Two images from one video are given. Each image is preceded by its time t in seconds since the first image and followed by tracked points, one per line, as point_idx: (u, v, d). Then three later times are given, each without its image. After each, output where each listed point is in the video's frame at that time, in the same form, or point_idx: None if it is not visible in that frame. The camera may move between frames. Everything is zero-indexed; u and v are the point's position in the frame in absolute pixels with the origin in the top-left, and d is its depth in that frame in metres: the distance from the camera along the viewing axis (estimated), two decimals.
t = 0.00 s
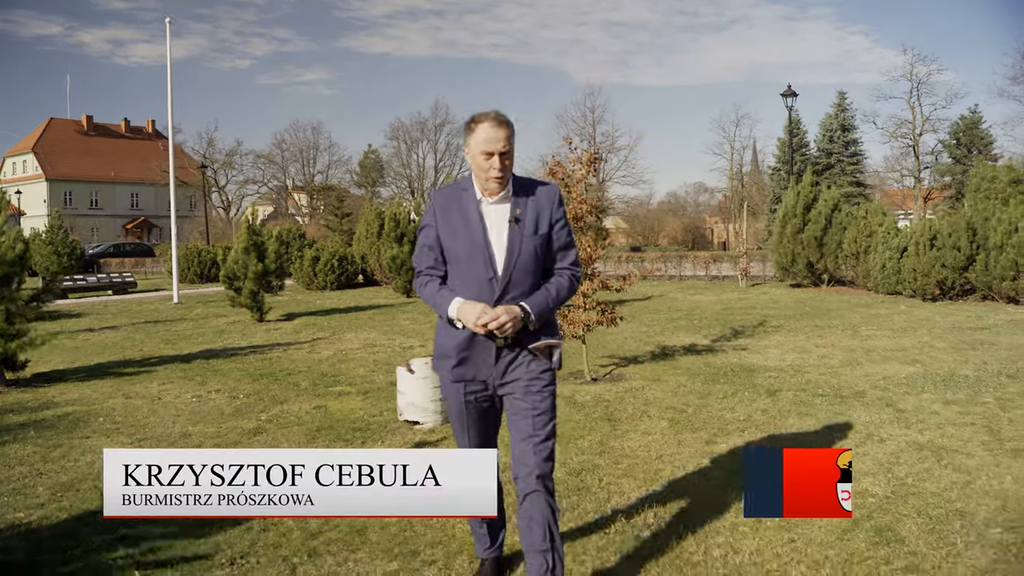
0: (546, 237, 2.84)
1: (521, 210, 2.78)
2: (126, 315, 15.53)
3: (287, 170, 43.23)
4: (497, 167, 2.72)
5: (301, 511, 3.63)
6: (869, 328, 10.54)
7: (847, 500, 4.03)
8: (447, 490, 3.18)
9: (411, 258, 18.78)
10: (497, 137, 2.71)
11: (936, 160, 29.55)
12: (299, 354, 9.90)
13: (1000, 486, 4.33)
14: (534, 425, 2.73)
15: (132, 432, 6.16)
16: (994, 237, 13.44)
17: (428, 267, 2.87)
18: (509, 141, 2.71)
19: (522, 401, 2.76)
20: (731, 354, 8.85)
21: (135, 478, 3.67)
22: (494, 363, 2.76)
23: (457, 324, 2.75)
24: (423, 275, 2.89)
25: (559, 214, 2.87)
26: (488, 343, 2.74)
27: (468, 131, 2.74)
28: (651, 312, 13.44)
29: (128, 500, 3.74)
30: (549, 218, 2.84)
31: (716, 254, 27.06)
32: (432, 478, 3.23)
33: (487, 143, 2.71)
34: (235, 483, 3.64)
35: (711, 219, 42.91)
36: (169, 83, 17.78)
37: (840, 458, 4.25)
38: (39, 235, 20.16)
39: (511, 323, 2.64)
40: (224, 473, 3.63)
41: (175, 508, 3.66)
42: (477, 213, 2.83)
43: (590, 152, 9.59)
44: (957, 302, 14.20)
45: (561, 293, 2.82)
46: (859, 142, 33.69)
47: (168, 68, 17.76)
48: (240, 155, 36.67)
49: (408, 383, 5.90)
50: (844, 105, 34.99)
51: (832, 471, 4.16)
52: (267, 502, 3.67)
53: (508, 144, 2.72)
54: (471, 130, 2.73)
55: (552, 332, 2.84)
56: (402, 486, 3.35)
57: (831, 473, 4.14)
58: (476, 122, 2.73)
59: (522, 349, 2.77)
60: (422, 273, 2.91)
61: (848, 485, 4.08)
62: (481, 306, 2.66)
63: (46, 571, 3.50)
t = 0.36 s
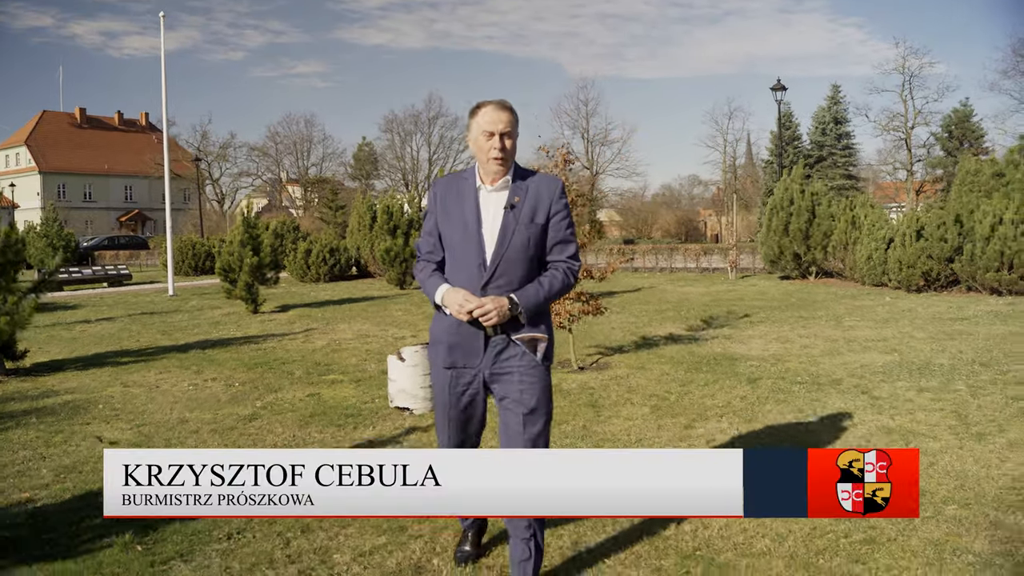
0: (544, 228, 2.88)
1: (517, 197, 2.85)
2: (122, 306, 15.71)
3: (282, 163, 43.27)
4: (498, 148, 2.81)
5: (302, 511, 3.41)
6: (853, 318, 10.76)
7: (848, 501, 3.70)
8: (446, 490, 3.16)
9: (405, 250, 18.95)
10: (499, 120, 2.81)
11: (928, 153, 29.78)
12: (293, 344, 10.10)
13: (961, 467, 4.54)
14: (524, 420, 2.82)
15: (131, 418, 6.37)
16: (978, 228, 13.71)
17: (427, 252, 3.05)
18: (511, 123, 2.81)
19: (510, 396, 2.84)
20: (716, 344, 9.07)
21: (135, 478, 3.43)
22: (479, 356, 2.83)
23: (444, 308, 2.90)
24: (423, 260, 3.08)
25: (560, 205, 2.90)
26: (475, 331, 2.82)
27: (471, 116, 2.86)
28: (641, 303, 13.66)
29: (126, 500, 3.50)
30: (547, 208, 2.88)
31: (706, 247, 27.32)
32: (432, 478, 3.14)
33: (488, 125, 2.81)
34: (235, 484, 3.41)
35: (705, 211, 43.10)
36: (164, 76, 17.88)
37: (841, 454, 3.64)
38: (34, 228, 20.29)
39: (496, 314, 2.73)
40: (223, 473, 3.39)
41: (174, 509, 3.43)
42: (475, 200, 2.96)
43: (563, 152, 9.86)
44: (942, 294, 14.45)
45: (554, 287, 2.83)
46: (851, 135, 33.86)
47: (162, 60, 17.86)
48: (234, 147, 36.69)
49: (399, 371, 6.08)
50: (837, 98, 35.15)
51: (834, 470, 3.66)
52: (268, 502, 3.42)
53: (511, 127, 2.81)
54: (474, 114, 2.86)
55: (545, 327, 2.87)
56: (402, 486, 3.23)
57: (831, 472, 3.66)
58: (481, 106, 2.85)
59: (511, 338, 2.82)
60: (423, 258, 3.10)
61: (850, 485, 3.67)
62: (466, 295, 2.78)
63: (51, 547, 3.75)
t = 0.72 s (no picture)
0: (547, 221, 3.03)
1: (521, 192, 2.97)
2: (127, 297, 15.95)
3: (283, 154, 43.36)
4: (495, 144, 2.92)
5: (301, 511, 3.57)
6: (844, 309, 10.97)
7: (848, 500, 3.72)
8: (446, 490, 3.22)
9: (406, 242, 19.14)
10: (492, 115, 2.91)
11: (927, 146, 29.94)
12: (295, 333, 10.33)
13: (934, 449, 4.77)
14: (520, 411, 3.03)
15: (140, 403, 6.62)
16: (968, 221, 14.06)
17: (429, 247, 3.13)
18: (505, 118, 2.90)
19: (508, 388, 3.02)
20: (709, 334, 9.29)
21: (136, 478, 3.60)
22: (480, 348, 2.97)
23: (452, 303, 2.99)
24: (425, 255, 3.15)
25: (560, 199, 3.05)
26: (480, 323, 2.96)
27: (464, 114, 2.96)
28: (638, 294, 13.87)
29: (127, 500, 3.66)
30: (549, 202, 3.03)
31: (705, 238, 27.53)
32: (433, 478, 3.22)
33: (482, 121, 2.91)
34: (235, 484, 3.56)
35: (705, 203, 43.18)
36: (166, 67, 18.01)
37: (841, 453, 3.69)
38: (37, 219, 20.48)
39: (508, 306, 2.83)
40: (223, 473, 3.56)
41: (174, 508, 3.60)
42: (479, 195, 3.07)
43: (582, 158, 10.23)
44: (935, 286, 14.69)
45: (560, 278, 2.98)
46: (852, 127, 33.90)
47: (166, 52, 18.01)
48: (235, 139, 36.79)
49: (398, 359, 6.33)
50: (837, 91, 35.18)
51: (834, 469, 3.71)
52: (268, 502, 3.59)
53: (505, 120, 2.90)
54: (469, 112, 2.96)
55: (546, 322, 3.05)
56: (402, 486, 3.36)
57: (831, 472, 3.71)
58: (473, 105, 2.95)
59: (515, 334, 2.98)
60: (424, 254, 3.17)
61: (851, 485, 3.70)
62: (476, 290, 2.87)
63: (70, 523, 4.00)
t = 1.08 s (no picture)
0: (522, 220, 3.09)
1: (499, 192, 3.01)
2: (131, 289, 16.23)
3: (284, 148, 43.53)
4: (469, 145, 2.91)
5: (301, 512, 3.15)
6: (835, 301, 11.21)
7: (847, 500, 3.35)
8: (446, 490, 3.00)
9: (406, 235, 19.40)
10: (467, 115, 2.89)
11: (923, 141, 30.21)
12: (297, 324, 10.58)
13: (907, 433, 5.00)
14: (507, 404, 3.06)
15: (148, 389, 6.88)
16: (951, 218, 14.49)
17: (406, 250, 3.03)
18: (479, 119, 2.88)
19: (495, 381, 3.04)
20: (700, 325, 9.53)
21: (135, 479, 3.16)
22: (466, 346, 2.95)
23: (437, 305, 2.93)
24: (400, 258, 3.05)
25: (535, 197, 3.12)
26: (467, 323, 2.93)
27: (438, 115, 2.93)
28: (633, 286, 14.12)
29: (126, 501, 3.21)
30: (524, 200, 3.09)
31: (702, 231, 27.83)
32: (433, 477, 2.98)
33: (456, 123, 2.89)
34: (235, 484, 3.12)
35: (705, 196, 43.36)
36: (169, 62, 18.23)
37: (841, 453, 3.24)
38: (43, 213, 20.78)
39: (496, 305, 2.85)
40: (223, 473, 3.11)
41: (173, 510, 3.15)
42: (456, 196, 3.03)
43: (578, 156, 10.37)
44: (924, 279, 14.99)
45: (538, 275, 3.07)
46: (850, 121, 34.04)
47: (168, 47, 18.25)
48: (237, 132, 36.96)
49: (397, 346, 6.53)
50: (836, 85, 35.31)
51: (834, 469, 3.33)
52: (268, 503, 3.15)
53: (479, 122, 2.89)
54: (443, 113, 2.94)
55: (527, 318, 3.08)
56: (403, 486, 3.02)
57: (831, 472, 3.32)
58: (446, 106, 2.92)
59: (498, 332, 3.01)
60: (398, 257, 3.07)
61: (851, 485, 3.32)
62: (463, 291, 2.85)
63: (85, 501, 4.23)
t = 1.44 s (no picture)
0: (477, 206, 3.23)
1: (455, 180, 3.15)
2: (135, 282, 16.45)
3: (285, 142, 43.65)
4: (425, 135, 3.02)
5: (301, 512, 3.28)
6: (826, 295, 11.42)
7: (847, 500, 3.45)
8: (446, 490, 3.17)
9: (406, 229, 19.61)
10: (423, 106, 3.01)
11: (922, 136, 30.42)
12: (299, 316, 10.81)
13: (883, 419, 5.23)
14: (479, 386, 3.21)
15: (155, 378, 7.11)
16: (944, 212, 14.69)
17: (363, 239, 3.11)
18: (434, 110, 3.01)
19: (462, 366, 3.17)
20: (693, 317, 9.75)
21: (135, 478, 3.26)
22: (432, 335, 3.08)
23: (398, 293, 3.03)
24: (357, 247, 3.13)
25: (488, 185, 3.27)
26: (429, 311, 3.05)
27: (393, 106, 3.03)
28: (630, 280, 14.33)
29: (127, 501, 3.35)
30: (480, 188, 3.24)
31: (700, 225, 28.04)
32: (433, 478, 3.14)
33: (412, 113, 3.00)
34: (235, 484, 3.25)
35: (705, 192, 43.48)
36: (171, 56, 18.41)
37: (841, 453, 3.33)
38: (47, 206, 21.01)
39: (457, 291, 2.98)
40: (223, 473, 3.23)
41: (173, 510, 3.28)
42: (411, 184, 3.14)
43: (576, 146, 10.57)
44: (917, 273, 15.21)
45: (496, 260, 3.22)
46: (850, 117, 34.11)
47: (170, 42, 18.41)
48: (238, 127, 37.09)
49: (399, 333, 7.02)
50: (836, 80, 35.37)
51: (834, 469, 3.38)
52: (268, 503, 3.28)
53: (434, 113, 3.02)
54: (398, 103, 3.04)
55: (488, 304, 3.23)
56: (403, 486, 3.15)
57: (832, 472, 3.38)
58: (402, 96, 3.03)
59: (461, 318, 3.15)
60: (355, 246, 3.14)
61: (851, 485, 3.39)
62: (424, 278, 2.96)
63: (98, 481, 4.47)
